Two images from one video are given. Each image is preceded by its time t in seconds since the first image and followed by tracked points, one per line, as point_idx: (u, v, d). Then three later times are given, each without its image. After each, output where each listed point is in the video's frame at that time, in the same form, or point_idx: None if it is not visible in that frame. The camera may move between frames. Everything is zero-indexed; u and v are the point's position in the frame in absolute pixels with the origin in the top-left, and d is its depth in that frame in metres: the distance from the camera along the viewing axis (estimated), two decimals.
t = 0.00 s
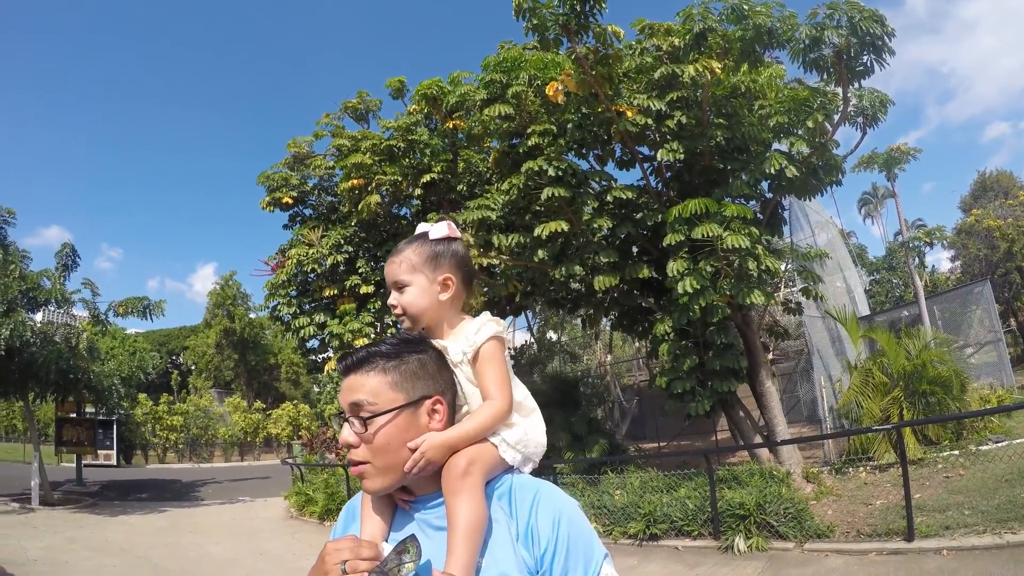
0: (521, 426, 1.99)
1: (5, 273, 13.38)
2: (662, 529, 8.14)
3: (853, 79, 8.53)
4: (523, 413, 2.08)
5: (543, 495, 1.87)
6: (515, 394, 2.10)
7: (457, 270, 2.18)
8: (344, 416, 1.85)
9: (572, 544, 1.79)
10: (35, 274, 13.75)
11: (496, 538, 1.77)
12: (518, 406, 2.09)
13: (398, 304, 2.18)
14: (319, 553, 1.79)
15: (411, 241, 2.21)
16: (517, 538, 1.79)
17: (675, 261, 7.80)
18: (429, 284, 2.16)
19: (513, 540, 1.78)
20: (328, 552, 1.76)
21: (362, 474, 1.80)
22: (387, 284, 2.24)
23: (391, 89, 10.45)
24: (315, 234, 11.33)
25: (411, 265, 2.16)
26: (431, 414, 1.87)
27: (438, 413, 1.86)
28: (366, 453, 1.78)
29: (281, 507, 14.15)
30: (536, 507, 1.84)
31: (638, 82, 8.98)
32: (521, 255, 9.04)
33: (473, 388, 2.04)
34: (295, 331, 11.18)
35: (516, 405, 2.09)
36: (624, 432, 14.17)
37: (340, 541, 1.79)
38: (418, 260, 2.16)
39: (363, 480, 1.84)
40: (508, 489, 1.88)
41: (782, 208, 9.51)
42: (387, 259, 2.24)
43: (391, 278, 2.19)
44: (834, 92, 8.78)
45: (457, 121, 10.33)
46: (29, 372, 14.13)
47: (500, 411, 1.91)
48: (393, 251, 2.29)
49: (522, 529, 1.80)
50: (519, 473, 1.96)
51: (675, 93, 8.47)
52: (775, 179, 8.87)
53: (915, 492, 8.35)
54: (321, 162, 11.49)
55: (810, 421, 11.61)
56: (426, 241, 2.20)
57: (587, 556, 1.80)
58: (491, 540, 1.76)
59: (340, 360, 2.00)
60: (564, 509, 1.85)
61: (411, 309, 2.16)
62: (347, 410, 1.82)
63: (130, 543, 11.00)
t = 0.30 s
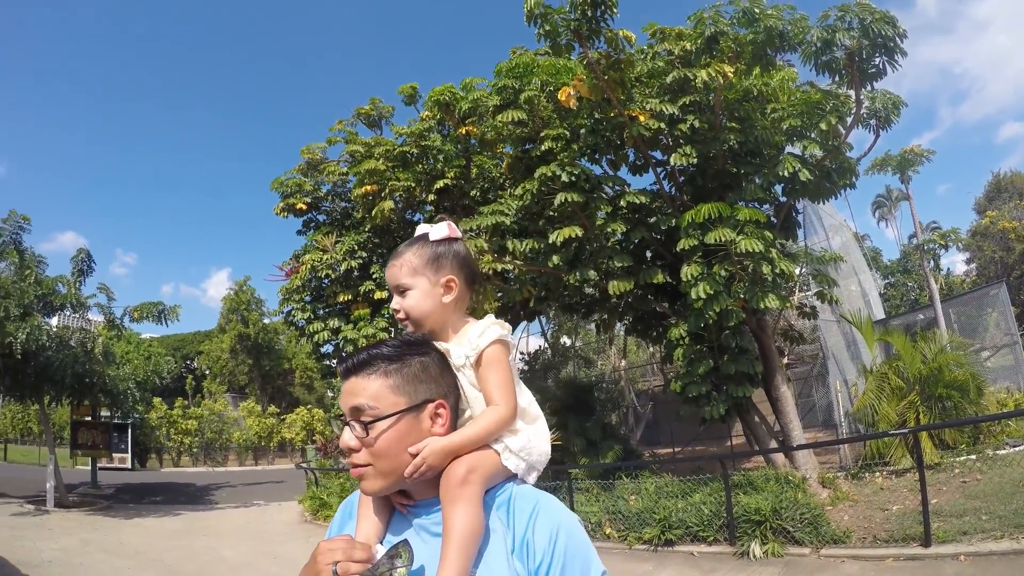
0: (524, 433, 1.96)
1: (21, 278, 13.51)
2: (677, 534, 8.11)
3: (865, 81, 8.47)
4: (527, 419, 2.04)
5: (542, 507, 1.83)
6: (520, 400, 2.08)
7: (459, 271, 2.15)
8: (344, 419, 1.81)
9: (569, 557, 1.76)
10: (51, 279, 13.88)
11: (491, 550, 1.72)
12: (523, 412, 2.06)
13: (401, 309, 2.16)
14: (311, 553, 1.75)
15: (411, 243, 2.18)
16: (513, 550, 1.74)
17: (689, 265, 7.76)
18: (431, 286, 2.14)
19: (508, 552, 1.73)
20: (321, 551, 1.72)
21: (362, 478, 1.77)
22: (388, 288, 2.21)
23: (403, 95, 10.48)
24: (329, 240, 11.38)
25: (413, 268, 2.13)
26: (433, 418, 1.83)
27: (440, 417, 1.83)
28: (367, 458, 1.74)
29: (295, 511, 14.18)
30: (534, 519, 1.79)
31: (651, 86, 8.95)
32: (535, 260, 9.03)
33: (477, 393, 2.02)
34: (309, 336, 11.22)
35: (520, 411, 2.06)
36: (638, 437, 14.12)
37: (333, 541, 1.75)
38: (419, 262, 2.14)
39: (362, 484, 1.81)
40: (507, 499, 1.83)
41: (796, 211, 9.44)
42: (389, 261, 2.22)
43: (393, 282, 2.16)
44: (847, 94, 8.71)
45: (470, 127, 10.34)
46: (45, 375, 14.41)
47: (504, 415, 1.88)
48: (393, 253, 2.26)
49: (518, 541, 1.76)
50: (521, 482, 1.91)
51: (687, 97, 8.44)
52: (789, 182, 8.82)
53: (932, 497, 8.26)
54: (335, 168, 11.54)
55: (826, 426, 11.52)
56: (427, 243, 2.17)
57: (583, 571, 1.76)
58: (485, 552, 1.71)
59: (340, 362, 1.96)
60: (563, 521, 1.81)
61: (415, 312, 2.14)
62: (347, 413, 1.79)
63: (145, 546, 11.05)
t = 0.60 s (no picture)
0: (559, 444, 1.98)
1: (45, 282, 13.73)
2: (697, 538, 8.05)
3: (884, 81, 8.41)
4: (561, 427, 2.07)
5: (571, 521, 1.84)
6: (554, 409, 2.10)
7: (498, 271, 2.18)
8: (381, 421, 1.77)
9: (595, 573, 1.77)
10: (74, 283, 14.09)
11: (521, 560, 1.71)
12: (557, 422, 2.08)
13: (443, 314, 2.16)
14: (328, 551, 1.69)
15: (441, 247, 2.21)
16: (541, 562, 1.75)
17: (709, 268, 7.73)
18: (471, 289, 2.15)
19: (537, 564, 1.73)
20: (339, 551, 1.66)
21: (397, 483, 1.74)
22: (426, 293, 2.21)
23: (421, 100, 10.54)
24: (349, 243, 11.46)
25: (450, 272, 2.15)
26: (473, 424, 1.82)
27: (481, 423, 1.82)
28: (408, 464, 1.71)
29: (314, 513, 14.27)
30: (564, 532, 1.80)
31: (669, 89, 8.94)
32: (555, 263, 9.04)
33: (514, 399, 2.03)
34: (330, 340, 11.29)
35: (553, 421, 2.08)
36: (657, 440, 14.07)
37: (352, 540, 1.69)
38: (458, 265, 2.16)
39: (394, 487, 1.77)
40: (536, 511, 1.84)
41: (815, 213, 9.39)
42: (424, 267, 2.23)
43: (432, 287, 2.17)
44: (866, 95, 8.65)
45: (489, 131, 10.37)
46: (66, 377, 14.59)
47: (543, 426, 1.90)
48: (425, 260, 2.27)
49: (548, 553, 1.76)
50: (548, 494, 1.92)
51: (706, 99, 8.42)
52: (808, 184, 8.77)
53: (954, 501, 8.17)
54: (354, 173, 11.62)
55: (846, 429, 11.42)
56: (461, 245, 2.19)
57: None
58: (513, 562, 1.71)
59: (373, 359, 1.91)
60: (591, 538, 1.83)
61: (458, 317, 2.14)
62: (386, 416, 1.75)
63: (167, 547, 11.17)
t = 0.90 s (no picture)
0: (635, 423, 2.03)
1: (73, 282, 13.97)
2: (722, 529, 8.04)
3: (905, 67, 8.30)
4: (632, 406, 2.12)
5: (657, 501, 1.93)
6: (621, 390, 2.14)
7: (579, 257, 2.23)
8: (467, 408, 1.77)
9: (687, 550, 1.85)
10: (101, 283, 14.32)
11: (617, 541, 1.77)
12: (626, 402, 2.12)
13: (528, 288, 2.13)
14: (410, 553, 1.68)
15: (534, 223, 2.19)
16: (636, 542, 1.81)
17: (733, 257, 7.68)
18: (559, 270, 2.16)
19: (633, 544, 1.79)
20: (425, 554, 1.65)
21: (487, 472, 1.75)
22: (508, 265, 2.15)
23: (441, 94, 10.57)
24: (372, 239, 11.55)
25: (546, 248, 2.14)
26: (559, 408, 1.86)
27: (568, 407, 1.86)
28: (501, 452, 1.74)
29: (339, 507, 14.42)
30: (653, 513, 1.88)
31: (690, 78, 8.88)
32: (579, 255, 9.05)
33: (588, 380, 2.05)
34: (354, 335, 11.39)
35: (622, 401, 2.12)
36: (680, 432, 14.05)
37: (435, 543, 1.68)
38: (550, 242, 2.15)
39: (480, 478, 1.78)
40: (625, 494, 1.91)
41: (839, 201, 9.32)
42: (509, 237, 2.17)
43: (524, 259, 2.12)
44: (888, 81, 8.54)
45: (509, 125, 10.37)
46: (94, 376, 14.80)
47: (623, 405, 1.94)
48: (501, 232, 2.22)
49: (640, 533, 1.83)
50: (631, 479, 1.98)
51: (727, 88, 8.37)
52: (831, 172, 8.69)
53: (979, 492, 8.09)
54: (376, 169, 11.68)
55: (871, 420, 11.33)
56: (553, 225, 2.20)
57: (698, 564, 1.85)
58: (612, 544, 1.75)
59: (450, 345, 1.92)
60: (678, 517, 1.91)
61: (544, 294, 2.13)
62: (474, 404, 1.76)
63: (197, 541, 11.37)
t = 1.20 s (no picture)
0: (659, 424, 2.14)
1: (53, 266, 13.87)
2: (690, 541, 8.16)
3: (892, 97, 8.47)
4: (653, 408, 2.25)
5: (681, 498, 1.98)
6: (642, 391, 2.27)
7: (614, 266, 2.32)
8: (489, 403, 1.86)
9: (713, 545, 1.89)
10: (81, 267, 14.22)
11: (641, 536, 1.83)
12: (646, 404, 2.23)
13: (575, 294, 2.17)
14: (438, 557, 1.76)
15: (583, 230, 2.23)
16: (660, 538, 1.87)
17: (711, 275, 7.82)
18: (602, 279, 2.22)
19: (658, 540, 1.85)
20: (452, 558, 1.74)
21: (506, 465, 1.82)
22: (558, 269, 2.17)
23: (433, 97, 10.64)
24: (355, 238, 11.56)
25: (595, 256, 2.19)
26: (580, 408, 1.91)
27: (588, 407, 1.92)
28: (519, 445, 1.80)
29: (310, 504, 14.39)
30: (676, 509, 1.94)
31: (681, 96, 9.03)
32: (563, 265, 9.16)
33: (613, 382, 2.17)
34: (331, 333, 11.38)
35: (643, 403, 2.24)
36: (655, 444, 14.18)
37: (463, 546, 1.77)
38: (599, 251, 2.21)
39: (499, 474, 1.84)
40: (649, 492, 1.97)
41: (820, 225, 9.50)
42: (563, 241, 2.18)
43: (576, 265, 2.15)
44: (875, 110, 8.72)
45: (499, 131, 10.46)
46: (70, 361, 14.71)
47: (648, 405, 2.07)
48: (549, 233, 2.23)
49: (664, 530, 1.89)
50: (655, 477, 2.04)
51: (717, 108, 8.53)
52: (814, 196, 8.89)
53: (943, 515, 8.28)
54: (362, 168, 11.73)
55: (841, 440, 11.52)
56: (597, 235, 2.26)
57: (726, 559, 1.89)
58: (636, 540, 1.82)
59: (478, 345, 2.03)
60: (702, 512, 1.96)
61: (589, 301, 2.19)
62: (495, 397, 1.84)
63: (166, 532, 11.30)
